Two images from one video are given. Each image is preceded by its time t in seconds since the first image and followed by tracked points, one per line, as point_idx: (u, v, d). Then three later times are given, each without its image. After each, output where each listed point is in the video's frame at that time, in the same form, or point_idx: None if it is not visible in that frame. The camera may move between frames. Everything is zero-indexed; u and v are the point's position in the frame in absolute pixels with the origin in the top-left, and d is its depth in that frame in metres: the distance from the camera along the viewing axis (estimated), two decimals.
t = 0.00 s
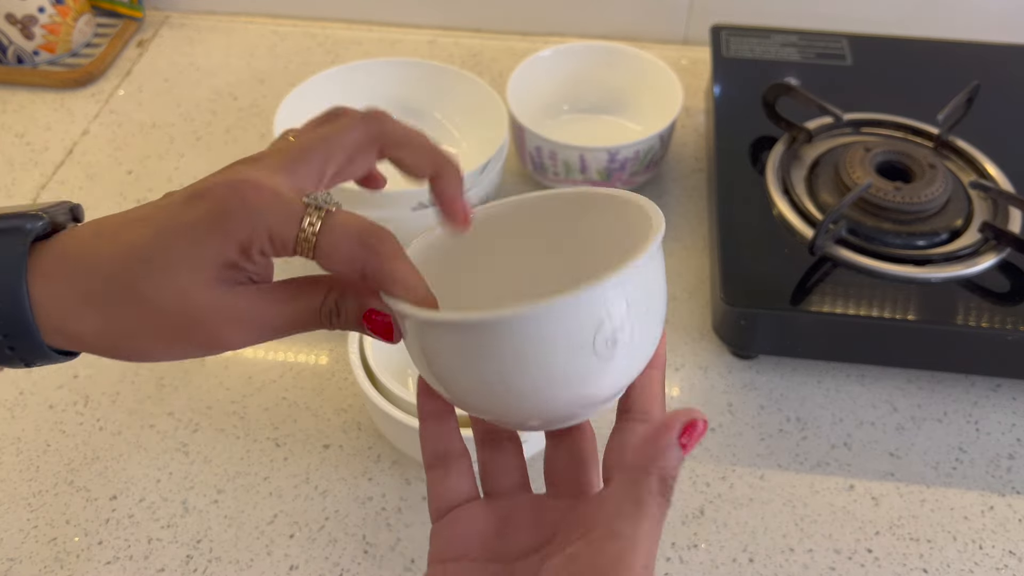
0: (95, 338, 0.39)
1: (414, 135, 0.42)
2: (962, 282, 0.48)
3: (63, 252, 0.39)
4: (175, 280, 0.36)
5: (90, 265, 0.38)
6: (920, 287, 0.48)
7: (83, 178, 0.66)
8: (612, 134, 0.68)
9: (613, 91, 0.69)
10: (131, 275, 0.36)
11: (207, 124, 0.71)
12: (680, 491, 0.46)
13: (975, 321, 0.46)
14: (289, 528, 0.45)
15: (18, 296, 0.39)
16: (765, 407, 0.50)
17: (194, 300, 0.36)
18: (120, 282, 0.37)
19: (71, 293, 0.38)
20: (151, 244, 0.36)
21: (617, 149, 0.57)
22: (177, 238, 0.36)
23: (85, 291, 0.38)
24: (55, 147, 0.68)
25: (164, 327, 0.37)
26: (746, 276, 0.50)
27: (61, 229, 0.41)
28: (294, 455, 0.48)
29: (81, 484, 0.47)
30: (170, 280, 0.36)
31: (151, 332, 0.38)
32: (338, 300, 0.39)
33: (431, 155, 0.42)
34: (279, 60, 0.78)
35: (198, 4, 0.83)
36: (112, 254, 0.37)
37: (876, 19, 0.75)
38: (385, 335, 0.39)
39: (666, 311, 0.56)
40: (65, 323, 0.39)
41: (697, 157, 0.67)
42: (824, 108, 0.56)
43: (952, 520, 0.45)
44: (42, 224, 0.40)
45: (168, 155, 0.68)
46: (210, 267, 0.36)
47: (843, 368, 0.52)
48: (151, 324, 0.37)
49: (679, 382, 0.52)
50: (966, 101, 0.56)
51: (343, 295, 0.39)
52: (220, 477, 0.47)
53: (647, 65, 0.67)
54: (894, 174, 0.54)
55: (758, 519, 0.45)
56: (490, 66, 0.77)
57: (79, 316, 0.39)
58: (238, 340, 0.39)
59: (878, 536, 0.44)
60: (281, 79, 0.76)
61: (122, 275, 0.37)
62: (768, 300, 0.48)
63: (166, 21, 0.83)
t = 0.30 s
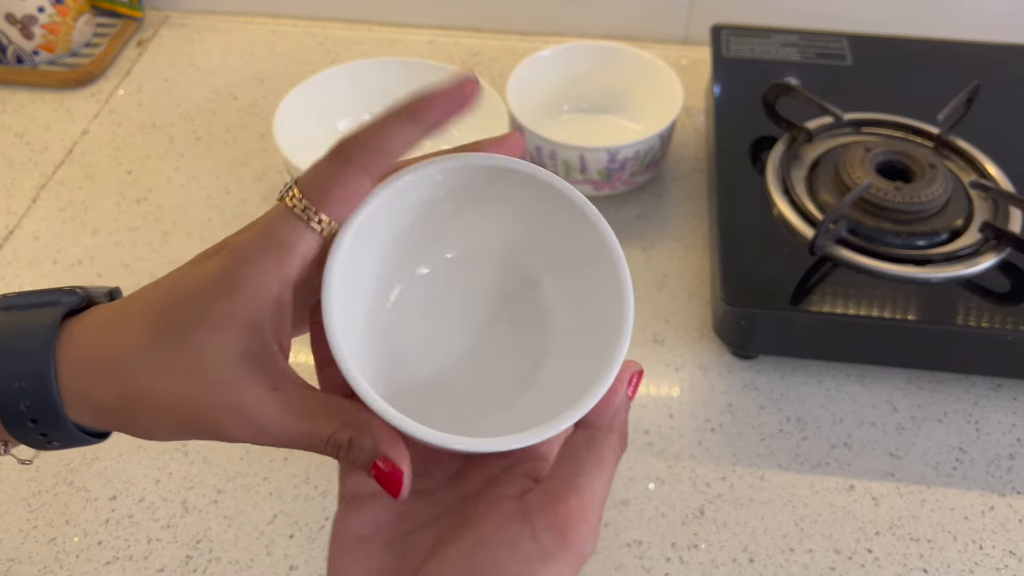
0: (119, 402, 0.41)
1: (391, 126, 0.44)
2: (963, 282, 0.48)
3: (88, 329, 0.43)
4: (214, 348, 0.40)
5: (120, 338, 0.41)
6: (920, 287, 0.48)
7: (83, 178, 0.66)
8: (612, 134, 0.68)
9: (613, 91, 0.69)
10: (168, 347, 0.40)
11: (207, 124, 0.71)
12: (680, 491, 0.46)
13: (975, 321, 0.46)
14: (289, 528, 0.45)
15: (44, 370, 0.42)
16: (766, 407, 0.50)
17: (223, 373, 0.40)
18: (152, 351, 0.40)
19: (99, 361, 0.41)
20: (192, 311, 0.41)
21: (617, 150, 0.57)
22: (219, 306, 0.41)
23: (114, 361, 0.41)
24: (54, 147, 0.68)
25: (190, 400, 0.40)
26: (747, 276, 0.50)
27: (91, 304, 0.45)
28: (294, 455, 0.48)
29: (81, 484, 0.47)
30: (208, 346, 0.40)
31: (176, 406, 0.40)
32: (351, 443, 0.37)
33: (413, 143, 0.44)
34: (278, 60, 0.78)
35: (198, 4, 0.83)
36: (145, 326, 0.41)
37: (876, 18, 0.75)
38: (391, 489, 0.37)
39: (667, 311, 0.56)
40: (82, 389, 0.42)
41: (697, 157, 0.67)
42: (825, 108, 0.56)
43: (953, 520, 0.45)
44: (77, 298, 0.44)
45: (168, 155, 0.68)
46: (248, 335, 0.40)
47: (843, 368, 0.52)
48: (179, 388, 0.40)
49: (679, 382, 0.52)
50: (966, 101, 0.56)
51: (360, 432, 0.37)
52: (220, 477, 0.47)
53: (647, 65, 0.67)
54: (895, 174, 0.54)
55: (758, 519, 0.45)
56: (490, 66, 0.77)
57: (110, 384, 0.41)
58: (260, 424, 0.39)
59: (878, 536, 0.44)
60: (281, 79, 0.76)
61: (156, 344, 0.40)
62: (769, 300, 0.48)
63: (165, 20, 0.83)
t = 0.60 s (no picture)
0: (139, 365, 0.41)
1: (356, 68, 0.44)
2: (963, 282, 0.48)
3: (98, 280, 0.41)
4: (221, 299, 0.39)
5: (127, 295, 0.40)
6: (920, 287, 0.48)
7: (82, 178, 0.66)
8: (612, 135, 0.68)
9: (613, 91, 0.69)
10: (175, 304, 0.39)
11: (207, 123, 0.71)
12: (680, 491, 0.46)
13: (976, 321, 0.46)
14: (289, 529, 0.45)
15: (57, 338, 0.41)
16: (766, 407, 0.50)
17: (233, 323, 0.39)
18: (160, 307, 0.40)
19: (111, 322, 0.40)
20: (194, 262, 0.39)
21: (617, 150, 0.57)
22: (217, 252, 0.39)
23: (123, 319, 0.40)
24: (54, 147, 0.68)
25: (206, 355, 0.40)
26: (747, 276, 0.50)
27: (91, 262, 0.43)
28: (294, 455, 0.48)
29: (80, 485, 0.47)
30: (212, 298, 0.39)
31: (195, 363, 0.40)
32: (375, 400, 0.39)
33: (376, 86, 0.44)
34: (278, 60, 0.78)
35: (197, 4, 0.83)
36: (151, 283, 0.40)
37: (876, 18, 0.75)
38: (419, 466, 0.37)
39: (667, 311, 0.56)
40: (100, 355, 0.41)
41: (697, 157, 0.67)
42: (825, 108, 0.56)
43: (953, 520, 0.45)
44: (76, 261, 0.43)
45: (168, 155, 0.68)
46: (245, 281, 0.39)
47: (844, 368, 0.52)
48: (193, 344, 0.39)
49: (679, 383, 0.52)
50: (966, 101, 0.56)
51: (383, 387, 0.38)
52: (220, 477, 0.47)
53: (647, 65, 0.67)
54: (895, 174, 0.54)
55: (758, 520, 0.45)
56: (490, 66, 0.77)
57: (129, 348, 0.40)
58: (278, 378, 0.39)
59: (879, 536, 0.44)
60: (281, 79, 0.76)
61: (165, 300, 0.40)
62: (769, 300, 0.48)
63: (165, 20, 0.83)
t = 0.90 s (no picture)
0: (150, 369, 0.41)
1: (371, 87, 0.41)
2: (963, 282, 0.48)
3: (106, 284, 0.42)
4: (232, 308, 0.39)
5: (138, 298, 0.40)
6: (920, 287, 0.48)
7: (82, 178, 0.66)
8: (611, 136, 0.68)
9: (613, 92, 0.69)
10: (187, 310, 0.40)
11: (207, 123, 0.71)
12: (680, 491, 0.46)
13: (976, 320, 0.46)
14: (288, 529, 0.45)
15: (69, 341, 0.41)
16: (766, 407, 0.50)
17: (244, 335, 0.39)
18: (171, 313, 0.40)
19: (121, 324, 0.40)
20: (206, 269, 0.40)
21: (617, 150, 0.57)
22: (229, 261, 0.40)
23: (134, 322, 0.40)
24: (54, 147, 0.68)
25: (215, 362, 0.40)
26: (747, 276, 0.50)
27: (102, 262, 0.43)
28: (293, 455, 0.48)
29: (80, 484, 0.47)
30: (223, 306, 0.39)
31: (203, 370, 0.40)
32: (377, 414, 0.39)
33: (388, 108, 0.41)
34: (278, 60, 0.78)
35: (197, 4, 0.83)
36: (162, 288, 0.40)
37: (877, 18, 0.75)
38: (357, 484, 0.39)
39: (667, 311, 0.56)
40: (111, 358, 0.41)
41: (697, 157, 0.67)
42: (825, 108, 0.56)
43: (953, 520, 0.45)
44: (88, 262, 0.42)
45: (168, 155, 0.68)
46: (255, 292, 0.39)
47: (844, 368, 0.52)
48: (202, 351, 0.40)
49: (679, 383, 0.52)
50: (966, 101, 0.56)
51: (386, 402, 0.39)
52: (219, 477, 0.47)
53: (647, 65, 0.67)
54: (895, 174, 0.54)
55: (758, 520, 0.45)
56: (490, 66, 0.77)
57: (139, 352, 0.41)
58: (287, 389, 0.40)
59: (879, 536, 0.44)
60: (281, 79, 0.76)
61: (177, 306, 0.40)
62: (769, 300, 0.48)
63: (165, 20, 0.83)
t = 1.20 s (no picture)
0: (147, 369, 0.41)
1: (365, 88, 0.40)
2: (963, 282, 0.48)
3: (101, 283, 0.41)
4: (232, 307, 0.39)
5: (134, 298, 0.40)
6: (920, 287, 0.48)
7: (82, 178, 0.66)
8: (611, 135, 0.68)
9: (613, 91, 0.69)
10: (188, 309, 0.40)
11: (207, 123, 0.71)
12: (680, 491, 0.46)
13: (976, 320, 0.46)
14: (288, 529, 0.45)
15: (67, 342, 0.41)
16: (766, 407, 0.50)
17: (242, 335, 0.39)
18: (170, 313, 0.40)
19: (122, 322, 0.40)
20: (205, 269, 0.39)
21: (617, 150, 0.57)
22: (226, 262, 0.39)
23: (136, 320, 0.40)
24: (54, 147, 0.68)
25: (215, 359, 0.40)
26: (747, 276, 0.50)
27: (97, 262, 0.43)
28: (293, 455, 0.48)
29: (80, 484, 0.47)
30: (220, 307, 0.39)
31: (203, 368, 0.40)
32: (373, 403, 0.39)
33: (383, 109, 0.40)
34: (278, 60, 0.78)
35: (197, 4, 0.83)
36: (159, 289, 0.40)
37: (877, 18, 0.75)
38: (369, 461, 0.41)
39: (667, 311, 0.56)
40: (111, 360, 0.42)
41: (697, 157, 0.67)
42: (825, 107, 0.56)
43: (953, 520, 0.45)
44: (82, 262, 0.42)
45: (168, 155, 0.68)
46: (253, 292, 0.39)
47: (844, 368, 0.52)
48: (202, 349, 0.40)
49: (679, 383, 0.52)
50: (966, 101, 0.56)
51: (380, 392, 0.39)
52: (219, 477, 0.47)
53: (647, 65, 0.67)
54: (895, 174, 0.54)
55: (758, 520, 0.45)
56: (490, 66, 0.77)
57: (139, 352, 0.41)
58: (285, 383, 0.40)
59: (879, 536, 0.44)
60: (281, 79, 0.76)
61: (174, 306, 0.40)
62: (768, 300, 0.48)
63: (165, 20, 0.83)
